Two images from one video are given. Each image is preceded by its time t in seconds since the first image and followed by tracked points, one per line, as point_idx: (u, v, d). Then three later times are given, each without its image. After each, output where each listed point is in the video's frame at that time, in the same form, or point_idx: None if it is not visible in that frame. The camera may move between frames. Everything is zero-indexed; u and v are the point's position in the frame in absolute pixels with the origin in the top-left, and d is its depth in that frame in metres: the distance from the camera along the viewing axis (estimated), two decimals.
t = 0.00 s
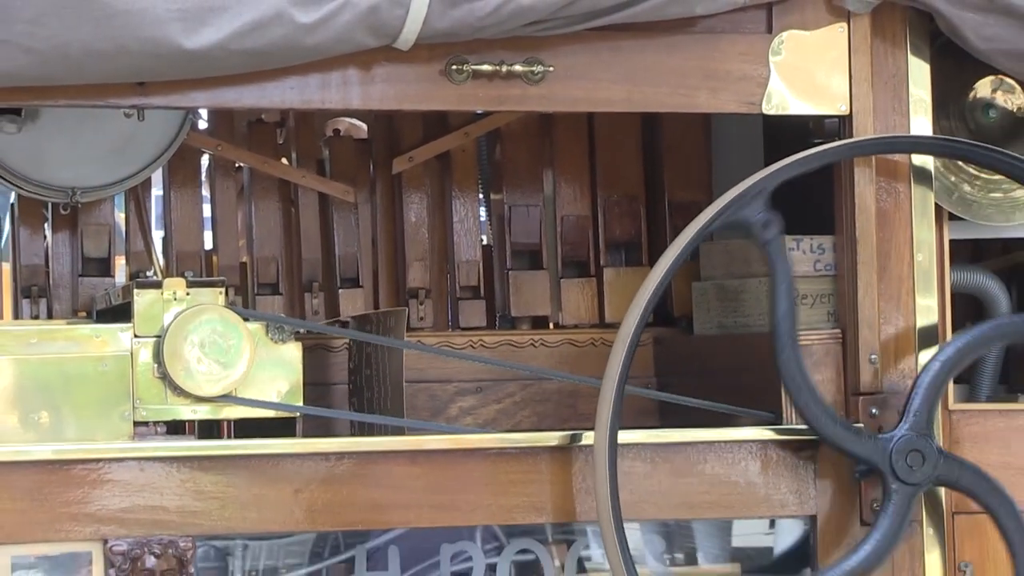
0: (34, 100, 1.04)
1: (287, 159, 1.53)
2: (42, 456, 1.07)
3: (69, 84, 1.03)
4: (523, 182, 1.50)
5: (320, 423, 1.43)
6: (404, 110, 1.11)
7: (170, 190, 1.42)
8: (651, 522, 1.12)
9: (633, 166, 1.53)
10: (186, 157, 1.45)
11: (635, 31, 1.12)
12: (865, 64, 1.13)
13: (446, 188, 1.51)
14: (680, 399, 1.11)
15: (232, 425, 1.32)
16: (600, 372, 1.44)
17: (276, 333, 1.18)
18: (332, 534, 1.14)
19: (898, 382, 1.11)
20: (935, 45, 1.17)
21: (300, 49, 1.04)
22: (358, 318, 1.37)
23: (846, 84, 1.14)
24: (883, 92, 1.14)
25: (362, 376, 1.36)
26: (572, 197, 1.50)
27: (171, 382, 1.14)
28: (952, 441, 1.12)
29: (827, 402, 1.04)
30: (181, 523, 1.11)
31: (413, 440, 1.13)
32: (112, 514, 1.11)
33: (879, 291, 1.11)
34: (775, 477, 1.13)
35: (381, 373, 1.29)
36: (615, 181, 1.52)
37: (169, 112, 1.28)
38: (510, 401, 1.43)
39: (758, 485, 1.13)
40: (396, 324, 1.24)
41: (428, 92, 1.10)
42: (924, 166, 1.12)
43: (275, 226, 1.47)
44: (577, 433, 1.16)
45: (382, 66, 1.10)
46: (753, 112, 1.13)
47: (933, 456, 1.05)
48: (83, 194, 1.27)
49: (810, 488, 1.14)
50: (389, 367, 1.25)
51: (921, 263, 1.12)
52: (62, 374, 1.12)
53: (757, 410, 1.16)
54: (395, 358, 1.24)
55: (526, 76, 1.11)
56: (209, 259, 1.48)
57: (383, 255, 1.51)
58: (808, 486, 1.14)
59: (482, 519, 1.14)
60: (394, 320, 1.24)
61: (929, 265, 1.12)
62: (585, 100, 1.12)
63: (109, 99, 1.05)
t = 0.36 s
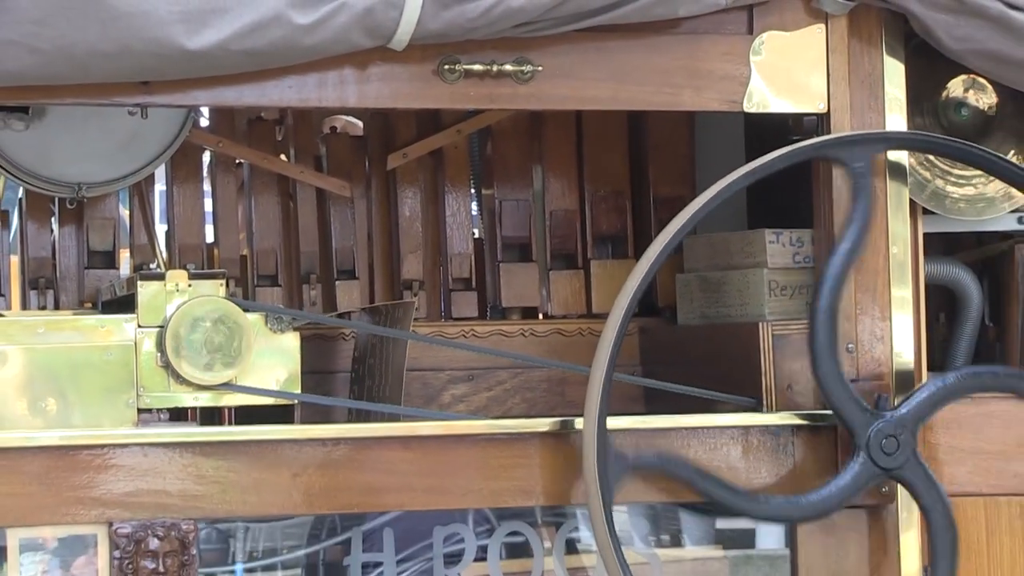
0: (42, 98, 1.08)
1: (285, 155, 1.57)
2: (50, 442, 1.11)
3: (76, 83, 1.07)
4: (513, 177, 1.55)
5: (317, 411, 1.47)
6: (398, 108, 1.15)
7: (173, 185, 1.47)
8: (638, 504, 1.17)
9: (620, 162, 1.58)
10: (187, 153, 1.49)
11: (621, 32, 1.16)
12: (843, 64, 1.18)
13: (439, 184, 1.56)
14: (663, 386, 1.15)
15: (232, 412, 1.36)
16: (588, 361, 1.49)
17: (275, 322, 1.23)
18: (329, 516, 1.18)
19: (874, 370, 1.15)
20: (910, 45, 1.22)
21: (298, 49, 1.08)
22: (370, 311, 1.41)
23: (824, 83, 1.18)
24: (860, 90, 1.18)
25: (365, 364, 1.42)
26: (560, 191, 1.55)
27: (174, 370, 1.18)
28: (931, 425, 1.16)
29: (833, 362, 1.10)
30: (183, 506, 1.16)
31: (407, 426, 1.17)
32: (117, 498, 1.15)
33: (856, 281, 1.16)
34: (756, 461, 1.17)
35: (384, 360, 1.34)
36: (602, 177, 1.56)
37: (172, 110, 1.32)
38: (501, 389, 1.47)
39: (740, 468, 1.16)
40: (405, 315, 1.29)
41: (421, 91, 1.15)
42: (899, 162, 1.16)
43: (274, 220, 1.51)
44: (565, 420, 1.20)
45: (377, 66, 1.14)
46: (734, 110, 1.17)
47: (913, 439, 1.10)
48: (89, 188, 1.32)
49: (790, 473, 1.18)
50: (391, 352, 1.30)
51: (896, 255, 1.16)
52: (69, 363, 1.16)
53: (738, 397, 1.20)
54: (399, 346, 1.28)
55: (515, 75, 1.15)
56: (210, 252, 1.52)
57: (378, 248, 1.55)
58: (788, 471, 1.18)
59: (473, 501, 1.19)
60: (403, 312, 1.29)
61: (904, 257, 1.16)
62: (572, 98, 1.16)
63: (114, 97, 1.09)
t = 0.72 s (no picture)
0: (51, 99, 1.13)
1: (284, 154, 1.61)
2: (57, 430, 1.16)
3: (82, 83, 1.12)
4: (505, 175, 1.59)
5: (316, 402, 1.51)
6: (393, 108, 1.19)
7: (176, 182, 1.51)
8: (626, 490, 1.21)
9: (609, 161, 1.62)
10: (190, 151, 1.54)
11: (609, 35, 1.21)
12: (822, 66, 1.22)
13: (433, 181, 1.60)
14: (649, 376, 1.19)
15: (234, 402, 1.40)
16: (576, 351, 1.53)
17: (275, 316, 1.27)
18: (327, 502, 1.22)
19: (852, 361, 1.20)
20: (887, 48, 1.26)
21: (297, 51, 1.12)
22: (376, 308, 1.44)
23: (804, 85, 1.22)
24: (839, 90, 1.23)
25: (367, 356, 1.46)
26: (551, 189, 1.59)
27: (177, 361, 1.23)
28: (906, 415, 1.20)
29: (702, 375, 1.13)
30: (186, 492, 1.20)
31: (403, 415, 1.22)
32: (123, 484, 1.19)
33: (837, 275, 1.20)
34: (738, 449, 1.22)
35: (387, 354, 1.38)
36: (591, 174, 1.60)
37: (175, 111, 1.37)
38: (493, 379, 1.52)
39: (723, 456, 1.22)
40: (412, 311, 1.33)
41: (416, 92, 1.19)
42: (875, 163, 1.21)
43: (274, 217, 1.56)
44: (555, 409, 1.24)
45: (374, 67, 1.18)
46: (718, 110, 1.21)
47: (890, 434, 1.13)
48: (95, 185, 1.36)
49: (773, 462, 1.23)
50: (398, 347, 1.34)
51: (874, 251, 1.21)
52: (77, 355, 1.21)
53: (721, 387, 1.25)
54: (402, 344, 1.33)
55: (507, 76, 1.19)
56: (212, 248, 1.57)
57: (374, 243, 1.59)
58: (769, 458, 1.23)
59: (466, 488, 1.23)
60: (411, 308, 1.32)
61: (881, 252, 1.21)
62: (561, 99, 1.20)
63: (120, 98, 1.14)
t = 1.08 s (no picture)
0: (60, 99, 1.17)
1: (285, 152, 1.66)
2: (67, 418, 1.20)
3: (90, 84, 1.16)
4: (498, 172, 1.64)
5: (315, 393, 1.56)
6: (390, 108, 1.24)
7: (180, 180, 1.55)
8: (615, 476, 1.25)
9: (598, 159, 1.67)
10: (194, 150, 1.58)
11: (597, 37, 1.25)
12: (802, 67, 1.27)
13: (428, 179, 1.65)
14: (636, 366, 1.24)
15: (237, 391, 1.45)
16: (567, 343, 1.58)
17: (276, 307, 1.31)
18: (327, 488, 1.27)
19: (832, 351, 1.24)
20: (865, 50, 1.31)
21: (297, 53, 1.17)
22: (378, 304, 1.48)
23: (785, 85, 1.27)
24: (819, 90, 1.28)
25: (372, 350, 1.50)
26: (541, 185, 1.64)
27: (182, 352, 1.27)
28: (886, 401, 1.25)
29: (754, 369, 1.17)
30: (191, 478, 1.24)
31: (399, 403, 1.26)
32: (130, 471, 1.23)
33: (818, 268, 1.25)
34: (722, 436, 1.26)
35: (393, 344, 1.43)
36: (580, 171, 1.65)
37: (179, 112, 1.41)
38: (486, 368, 1.57)
39: (708, 443, 1.26)
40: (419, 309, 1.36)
41: (412, 92, 1.24)
42: (855, 159, 1.26)
43: (275, 213, 1.60)
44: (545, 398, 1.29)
45: (370, 69, 1.23)
46: (703, 110, 1.26)
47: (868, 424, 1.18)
48: (101, 183, 1.39)
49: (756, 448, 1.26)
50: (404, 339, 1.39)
51: (853, 244, 1.25)
52: (85, 346, 1.25)
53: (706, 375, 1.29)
54: (405, 340, 1.37)
55: (499, 77, 1.24)
56: (215, 243, 1.61)
57: (372, 239, 1.64)
58: (752, 442, 1.27)
59: (460, 474, 1.28)
60: (419, 304, 1.36)
61: (861, 246, 1.25)
62: (552, 98, 1.25)
63: (126, 99, 1.19)
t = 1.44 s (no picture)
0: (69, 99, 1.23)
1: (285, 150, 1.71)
2: (76, 406, 1.25)
3: (97, 84, 1.21)
4: (490, 170, 1.69)
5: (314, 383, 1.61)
6: (386, 107, 1.29)
7: (185, 176, 1.60)
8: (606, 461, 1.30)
9: (588, 156, 1.72)
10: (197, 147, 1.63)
11: (585, 39, 1.30)
12: (782, 68, 1.32)
13: (423, 175, 1.70)
14: (623, 353, 1.29)
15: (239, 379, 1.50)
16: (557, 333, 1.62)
17: (276, 299, 1.37)
18: (326, 472, 1.32)
19: (811, 341, 1.29)
20: (843, 51, 1.36)
21: (296, 54, 1.22)
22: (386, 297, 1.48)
23: (766, 85, 1.32)
24: (798, 90, 1.33)
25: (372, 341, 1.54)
26: (532, 181, 1.68)
27: (186, 342, 1.33)
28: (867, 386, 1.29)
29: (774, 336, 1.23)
30: (195, 463, 1.29)
31: (395, 391, 1.31)
32: (137, 456, 1.28)
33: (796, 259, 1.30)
34: (705, 423, 1.31)
35: (397, 338, 1.48)
36: (569, 168, 1.70)
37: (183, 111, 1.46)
38: (479, 357, 1.62)
39: (692, 429, 1.30)
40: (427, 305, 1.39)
41: (407, 92, 1.29)
42: (833, 156, 1.31)
43: (275, 207, 1.65)
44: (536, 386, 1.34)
45: (367, 69, 1.28)
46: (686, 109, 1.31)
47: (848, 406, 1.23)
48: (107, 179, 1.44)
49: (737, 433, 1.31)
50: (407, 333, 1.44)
51: (831, 238, 1.31)
52: (93, 336, 1.30)
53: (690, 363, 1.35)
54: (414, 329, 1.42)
55: (490, 77, 1.29)
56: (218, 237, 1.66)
57: (368, 232, 1.69)
58: (735, 428, 1.31)
59: (454, 459, 1.33)
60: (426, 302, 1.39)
61: (838, 240, 1.31)
62: (541, 98, 1.30)
63: (132, 98, 1.24)
